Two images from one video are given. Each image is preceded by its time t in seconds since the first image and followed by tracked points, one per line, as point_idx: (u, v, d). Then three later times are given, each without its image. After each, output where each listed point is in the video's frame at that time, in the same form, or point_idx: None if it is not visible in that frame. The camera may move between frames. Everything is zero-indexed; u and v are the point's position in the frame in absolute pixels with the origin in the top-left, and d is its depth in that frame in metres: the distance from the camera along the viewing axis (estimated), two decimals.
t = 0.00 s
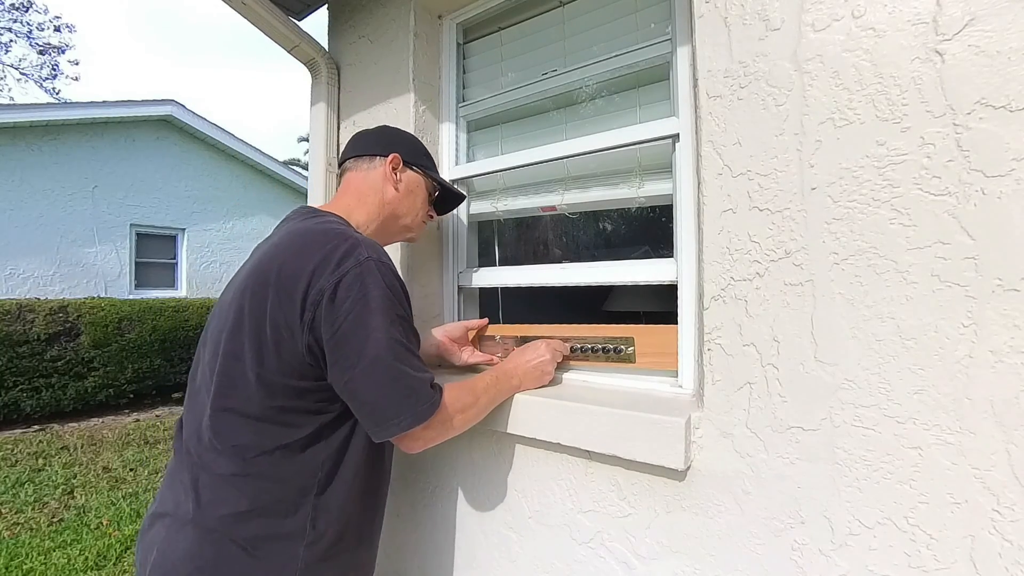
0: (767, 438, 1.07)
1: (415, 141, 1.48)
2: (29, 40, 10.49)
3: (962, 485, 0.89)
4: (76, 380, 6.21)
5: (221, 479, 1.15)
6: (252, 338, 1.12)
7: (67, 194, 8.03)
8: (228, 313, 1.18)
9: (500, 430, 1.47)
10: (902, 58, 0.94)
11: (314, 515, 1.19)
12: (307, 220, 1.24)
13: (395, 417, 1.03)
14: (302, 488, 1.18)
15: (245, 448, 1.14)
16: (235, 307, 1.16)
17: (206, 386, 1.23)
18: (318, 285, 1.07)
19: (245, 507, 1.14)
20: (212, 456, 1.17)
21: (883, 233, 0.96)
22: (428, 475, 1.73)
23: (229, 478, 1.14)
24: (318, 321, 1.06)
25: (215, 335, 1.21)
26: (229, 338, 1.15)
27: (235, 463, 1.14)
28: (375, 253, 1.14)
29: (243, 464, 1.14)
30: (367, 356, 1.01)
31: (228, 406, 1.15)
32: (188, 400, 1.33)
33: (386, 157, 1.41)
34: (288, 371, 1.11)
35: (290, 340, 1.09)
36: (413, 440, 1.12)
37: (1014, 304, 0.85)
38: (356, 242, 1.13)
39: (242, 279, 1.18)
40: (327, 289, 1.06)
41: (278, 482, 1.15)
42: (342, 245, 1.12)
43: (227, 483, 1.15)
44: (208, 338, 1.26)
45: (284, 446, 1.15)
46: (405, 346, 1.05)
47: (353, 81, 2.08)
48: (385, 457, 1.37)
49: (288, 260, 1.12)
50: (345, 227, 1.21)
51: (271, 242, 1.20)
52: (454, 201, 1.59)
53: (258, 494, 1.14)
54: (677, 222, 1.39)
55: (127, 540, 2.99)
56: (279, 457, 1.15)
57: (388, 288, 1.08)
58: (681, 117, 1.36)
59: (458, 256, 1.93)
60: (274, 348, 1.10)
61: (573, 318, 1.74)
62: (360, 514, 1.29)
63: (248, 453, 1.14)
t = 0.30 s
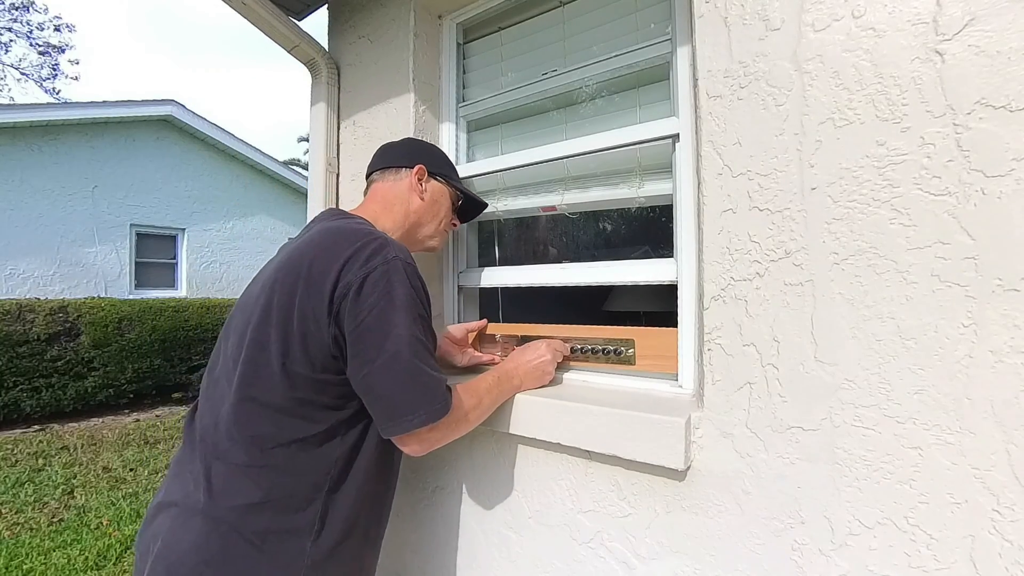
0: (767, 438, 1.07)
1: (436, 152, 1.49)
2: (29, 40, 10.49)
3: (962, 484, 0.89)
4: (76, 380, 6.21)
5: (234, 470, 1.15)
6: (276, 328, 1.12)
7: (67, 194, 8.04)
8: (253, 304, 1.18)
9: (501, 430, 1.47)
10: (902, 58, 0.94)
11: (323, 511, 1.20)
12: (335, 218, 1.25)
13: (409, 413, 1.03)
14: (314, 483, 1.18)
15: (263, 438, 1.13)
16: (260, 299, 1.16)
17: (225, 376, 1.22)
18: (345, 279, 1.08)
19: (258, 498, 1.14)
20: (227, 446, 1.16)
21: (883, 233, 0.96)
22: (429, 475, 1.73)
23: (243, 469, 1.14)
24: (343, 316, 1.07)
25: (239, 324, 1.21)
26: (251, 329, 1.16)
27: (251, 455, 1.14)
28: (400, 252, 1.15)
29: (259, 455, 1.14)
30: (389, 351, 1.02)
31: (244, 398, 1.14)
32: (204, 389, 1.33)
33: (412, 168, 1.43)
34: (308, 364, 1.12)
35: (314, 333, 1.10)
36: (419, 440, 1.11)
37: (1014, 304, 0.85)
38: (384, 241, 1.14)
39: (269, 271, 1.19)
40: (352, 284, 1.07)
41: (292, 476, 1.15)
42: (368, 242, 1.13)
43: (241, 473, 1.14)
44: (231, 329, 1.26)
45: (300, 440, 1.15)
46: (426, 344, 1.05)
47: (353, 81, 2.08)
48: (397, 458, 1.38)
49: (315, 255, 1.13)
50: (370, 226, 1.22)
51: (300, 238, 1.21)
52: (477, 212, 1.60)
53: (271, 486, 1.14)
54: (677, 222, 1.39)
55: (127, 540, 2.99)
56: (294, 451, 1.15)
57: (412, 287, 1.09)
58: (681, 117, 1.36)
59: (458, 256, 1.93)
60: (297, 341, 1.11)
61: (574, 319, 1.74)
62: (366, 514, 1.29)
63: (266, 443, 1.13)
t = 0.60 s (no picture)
0: (767, 438, 1.07)
1: (447, 155, 1.49)
2: (29, 40, 10.49)
3: (962, 485, 0.89)
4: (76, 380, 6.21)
5: (245, 468, 1.15)
6: (288, 326, 1.12)
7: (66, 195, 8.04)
8: (265, 303, 1.18)
9: (501, 430, 1.47)
10: (902, 58, 0.94)
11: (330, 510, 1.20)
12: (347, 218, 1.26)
13: (416, 413, 1.02)
14: (323, 482, 1.18)
15: (273, 436, 1.13)
16: (272, 298, 1.16)
17: (237, 374, 1.22)
18: (356, 279, 1.08)
19: (268, 496, 1.14)
20: (239, 444, 1.17)
21: (883, 233, 0.96)
22: (429, 475, 1.73)
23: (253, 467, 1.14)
24: (354, 316, 1.07)
25: (250, 322, 1.21)
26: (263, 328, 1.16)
27: (261, 452, 1.14)
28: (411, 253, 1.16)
29: (270, 453, 1.14)
30: (398, 351, 1.02)
31: (255, 396, 1.14)
32: (215, 386, 1.32)
33: (420, 172, 1.43)
34: (319, 364, 1.12)
35: (325, 332, 1.10)
36: (422, 441, 1.11)
37: (1015, 304, 0.85)
38: (396, 242, 1.14)
39: (281, 270, 1.19)
40: (364, 284, 1.07)
41: (301, 474, 1.15)
42: (380, 242, 1.13)
43: (252, 470, 1.14)
44: (243, 327, 1.26)
45: (310, 439, 1.15)
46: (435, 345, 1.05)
47: (353, 81, 2.08)
48: (404, 458, 1.38)
49: (327, 254, 1.13)
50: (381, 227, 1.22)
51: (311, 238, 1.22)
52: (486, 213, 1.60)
53: (282, 483, 1.14)
54: (677, 222, 1.39)
55: (127, 540, 2.99)
56: (303, 450, 1.15)
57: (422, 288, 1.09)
58: (681, 117, 1.36)
59: (457, 256, 1.93)
60: (308, 340, 1.11)
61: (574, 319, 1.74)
62: (372, 514, 1.29)
63: (277, 441, 1.13)
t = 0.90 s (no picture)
0: (767, 438, 1.07)
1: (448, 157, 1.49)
2: (28, 40, 10.49)
3: (962, 485, 0.89)
4: (76, 380, 6.21)
5: (245, 467, 1.15)
6: (288, 325, 1.12)
7: (66, 195, 8.04)
8: (266, 302, 1.19)
9: (501, 430, 1.47)
10: (901, 58, 0.94)
11: (329, 512, 1.19)
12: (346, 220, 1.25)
13: (415, 412, 1.02)
14: (323, 481, 1.18)
15: (274, 434, 1.14)
16: (272, 298, 1.16)
17: (237, 373, 1.22)
18: (357, 279, 1.08)
19: (269, 494, 1.14)
20: (240, 443, 1.17)
21: (883, 233, 0.96)
22: (429, 475, 1.73)
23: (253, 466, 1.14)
24: (354, 315, 1.07)
25: (251, 322, 1.21)
26: (263, 328, 1.15)
27: (262, 451, 1.14)
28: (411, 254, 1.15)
29: (271, 451, 1.14)
30: (398, 350, 1.02)
31: (255, 395, 1.14)
32: (215, 386, 1.32)
33: (418, 172, 1.43)
34: (318, 363, 1.12)
35: (325, 331, 1.10)
36: (422, 441, 1.11)
37: (1015, 304, 0.85)
38: (396, 242, 1.14)
39: (282, 270, 1.19)
40: (364, 284, 1.07)
41: (302, 473, 1.15)
42: (380, 243, 1.13)
43: (253, 469, 1.15)
44: (243, 326, 1.26)
45: (311, 438, 1.15)
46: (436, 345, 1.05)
47: (353, 81, 2.08)
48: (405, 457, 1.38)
49: (327, 254, 1.13)
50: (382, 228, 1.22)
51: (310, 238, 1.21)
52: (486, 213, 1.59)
53: (282, 482, 1.14)
54: (677, 222, 1.39)
55: (127, 540, 2.99)
56: (306, 450, 1.15)
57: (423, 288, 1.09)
58: (681, 117, 1.36)
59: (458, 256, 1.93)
60: (308, 340, 1.11)
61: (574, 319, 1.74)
62: (373, 513, 1.29)
63: (278, 440, 1.14)
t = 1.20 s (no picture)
0: (767, 438, 1.07)
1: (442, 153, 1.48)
2: (28, 40, 10.48)
3: (962, 485, 0.89)
4: (76, 380, 6.21)
5: (242, 468, 1.15)
6: (284, 327, 1.12)
7: (66, 194, 8.04)
8: (260, 303, 1.18)
9: (501, 430, 1.47)
10: (902, 58, 0.94)
11: (326, 513, 1.20)
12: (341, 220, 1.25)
13: (413, 414, 1.02)
14: (321, 481, 1.18)
15: (272, 434, 1.14)
16: (267, 299, 1.16)
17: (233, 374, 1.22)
18: (352, 281, 1.08)
19: (266, 494, 1.14)
20: (237, 442, 1.17)
21: (883, 233, 0.95)
22: (428, 475, 1.73)
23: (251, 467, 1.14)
24: (350, 317, 1.07)
25: (246, 323, 1.20)
26: (258, 330, 1.15)
27: (259, 451, 1.14)
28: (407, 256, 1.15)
29: (268, 451, 1.14)
30: (394, 352, 1.02)
31: (252, 396, 1.14)
32: (211, 386, 1.32)
33: (408, 168, 1.43)
34: (314, 365, 1.11)
35: (321, 332, 1.10)
36: (420, 442, 1.11)
37: (1015, 304, 0.85)
38: (390, 243, 1.14)
39: (276, 271, 1.19)
40: (360, 286, 1.07)
41: (301, 472, 1.16)
42: (376, 244, 1.13)
43: (251, 469, 1.15)
44: (238, 327, 1.25)
45: (308, 438, 1.15)
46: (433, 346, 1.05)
47: (353, 81, 2.08)
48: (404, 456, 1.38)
49: (322, 255, 1.12)
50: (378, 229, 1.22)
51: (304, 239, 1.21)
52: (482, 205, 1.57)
53: (279, 483, 1.14)
54: (677, 222, 1.39)
55: (127, 540, 2.99)
56: (303, 451, 1.15)
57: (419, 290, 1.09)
58: (681, 117, 1.36)
59: (458, 256, 1.93)
60: (303, 342, 1.11)
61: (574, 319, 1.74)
62: (372, 511, 1.30)
63: (276, 440, 1.14)
